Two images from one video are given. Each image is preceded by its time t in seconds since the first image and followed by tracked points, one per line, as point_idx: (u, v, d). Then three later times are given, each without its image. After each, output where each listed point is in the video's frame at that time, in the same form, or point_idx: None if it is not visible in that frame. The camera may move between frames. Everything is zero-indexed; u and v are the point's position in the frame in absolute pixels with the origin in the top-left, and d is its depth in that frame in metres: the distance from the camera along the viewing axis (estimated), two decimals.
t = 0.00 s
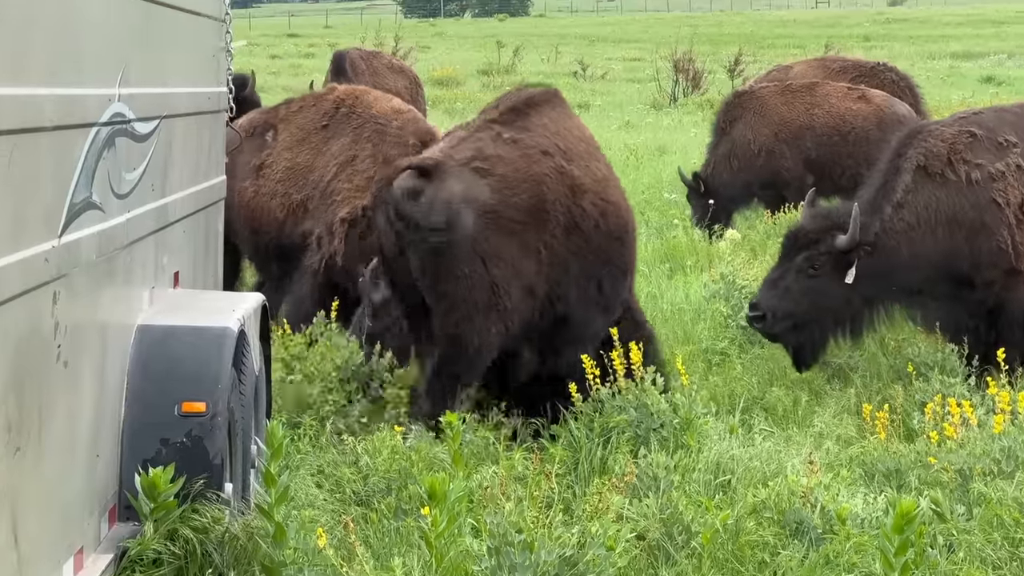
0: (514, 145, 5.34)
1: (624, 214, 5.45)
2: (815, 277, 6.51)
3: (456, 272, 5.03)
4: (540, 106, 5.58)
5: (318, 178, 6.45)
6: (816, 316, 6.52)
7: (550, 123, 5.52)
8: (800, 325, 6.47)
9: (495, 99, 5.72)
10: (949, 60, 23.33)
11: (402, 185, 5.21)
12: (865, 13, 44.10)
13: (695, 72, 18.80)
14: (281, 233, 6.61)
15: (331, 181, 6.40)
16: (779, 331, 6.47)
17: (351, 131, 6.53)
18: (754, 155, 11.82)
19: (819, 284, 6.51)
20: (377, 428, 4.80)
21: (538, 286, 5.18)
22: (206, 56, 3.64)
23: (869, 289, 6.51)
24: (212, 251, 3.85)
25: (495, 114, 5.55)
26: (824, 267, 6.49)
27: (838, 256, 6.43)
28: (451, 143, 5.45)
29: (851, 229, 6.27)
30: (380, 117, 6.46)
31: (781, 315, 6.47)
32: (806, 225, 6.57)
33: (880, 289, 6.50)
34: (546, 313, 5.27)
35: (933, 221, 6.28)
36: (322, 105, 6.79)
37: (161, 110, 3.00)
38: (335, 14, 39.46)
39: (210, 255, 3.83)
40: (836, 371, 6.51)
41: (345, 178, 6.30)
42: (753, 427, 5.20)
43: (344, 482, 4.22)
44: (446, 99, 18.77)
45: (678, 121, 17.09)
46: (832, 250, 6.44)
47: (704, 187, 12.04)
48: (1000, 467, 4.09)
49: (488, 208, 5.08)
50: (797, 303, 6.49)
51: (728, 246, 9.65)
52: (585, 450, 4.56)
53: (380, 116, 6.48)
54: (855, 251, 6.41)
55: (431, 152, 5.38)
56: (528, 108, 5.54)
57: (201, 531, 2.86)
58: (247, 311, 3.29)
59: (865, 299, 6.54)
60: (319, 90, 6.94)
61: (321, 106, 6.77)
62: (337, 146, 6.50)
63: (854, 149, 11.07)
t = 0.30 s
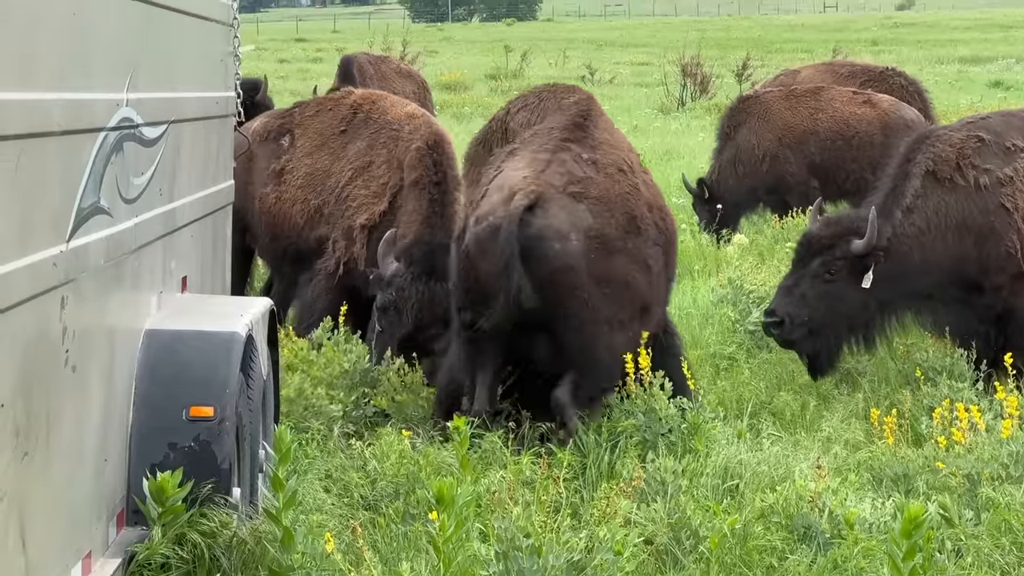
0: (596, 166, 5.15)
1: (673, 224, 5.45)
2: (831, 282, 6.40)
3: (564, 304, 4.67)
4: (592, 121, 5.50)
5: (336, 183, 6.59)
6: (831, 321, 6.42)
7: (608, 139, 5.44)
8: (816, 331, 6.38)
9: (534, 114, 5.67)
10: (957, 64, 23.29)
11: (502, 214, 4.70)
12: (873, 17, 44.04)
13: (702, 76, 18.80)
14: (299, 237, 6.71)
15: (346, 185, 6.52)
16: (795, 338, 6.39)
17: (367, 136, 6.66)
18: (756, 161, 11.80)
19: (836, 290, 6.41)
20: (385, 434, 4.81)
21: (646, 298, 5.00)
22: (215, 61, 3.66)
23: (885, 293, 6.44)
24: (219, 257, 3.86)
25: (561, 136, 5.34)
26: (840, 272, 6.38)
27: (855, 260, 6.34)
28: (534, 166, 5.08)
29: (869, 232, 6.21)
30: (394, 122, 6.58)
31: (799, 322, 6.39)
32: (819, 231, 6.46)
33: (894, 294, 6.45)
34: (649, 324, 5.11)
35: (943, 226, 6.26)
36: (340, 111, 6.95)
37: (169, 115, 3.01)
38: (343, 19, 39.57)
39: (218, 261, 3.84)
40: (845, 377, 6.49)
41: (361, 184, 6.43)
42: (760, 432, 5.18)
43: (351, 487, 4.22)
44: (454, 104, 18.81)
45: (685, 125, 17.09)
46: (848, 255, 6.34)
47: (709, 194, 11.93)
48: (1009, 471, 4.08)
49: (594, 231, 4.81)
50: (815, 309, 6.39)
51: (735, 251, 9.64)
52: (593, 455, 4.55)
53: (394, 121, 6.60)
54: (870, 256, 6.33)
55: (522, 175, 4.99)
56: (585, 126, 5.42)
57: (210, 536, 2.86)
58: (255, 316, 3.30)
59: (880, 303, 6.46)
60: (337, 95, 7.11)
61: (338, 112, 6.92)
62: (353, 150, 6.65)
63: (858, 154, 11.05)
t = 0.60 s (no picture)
0: (667, 172, 5.07)
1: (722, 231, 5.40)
2: (846, 285, 6.38)
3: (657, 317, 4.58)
4: (643, 129, 5.46)
5: (347, 174, 6.57)
6: (845, 324, 6.40)
7: (664, 146, 5.38)
8: (829, 334, 6.36)
9: (572, 117, 5.60)
10: (965, 69, 23.26)
11: (598, 231, 4.54)
12: (881, 23, 44.05)
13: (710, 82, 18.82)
14: (308, 228, 6.66)
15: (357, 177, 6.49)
16: (809, 341, 6.37)
17: (380, 131, 6.66)
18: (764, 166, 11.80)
19: (849, 294, 6.39)
20: (392, 439, 4.82)
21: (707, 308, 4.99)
22: (223, 63, 3.68)
23: (896, 298, 6.41)
24: (227, 261, 3.88)
25: (623, 145, 5.26)
26: (855, 275, 6.37)
27: (870, 265, 6.33)
28: (612, 176, 4.93)
29: (887, 235, 6.17)
30: (409, 118, 6.58)
31: (813, 324, 6.37)
32: (833, 235, 6.45)
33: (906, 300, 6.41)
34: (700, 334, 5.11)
35: (956, 231, 6.24)
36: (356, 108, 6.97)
37: (177, 120, 3.03)
38: (352, 24, 39.67)
39: (227, 265, 3.86)
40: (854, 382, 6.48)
41: (371, 175, 6.42)
42: (768, 436, 5.17)
43: (360, 491, 4.22)
44: (462, 109, 18.84)
45: (693, 130, 17.11)
46: (864, 259, 6.33)
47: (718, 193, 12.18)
48: (1018, 477, 4.07)
49: (679, 241, 4.73)
50: (828, 313, 6.38)
51: (743, 255, 9.63)
52: (602, 460, 4.54)
53: (409, 116, 6.60)
54: (886, 260, 6.32)
55: (605, 188, 4.81)
56: (641, 134, 5.37)
57: (218, 540, 2.87)
58: (263, 321, 3.31)
59: (892, 307, 6.43)
60: (354, 96, 7.13)
61: (356, 110, 6.94)
62: (366, 145, 6.64)
63: (865, 158, 11.00)
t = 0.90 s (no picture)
0: (687, 178, 4.99)
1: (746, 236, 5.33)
2: (857, 293, 6.36)
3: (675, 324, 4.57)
4: (667, 133, 5.41)
5: (338, 182, 6.56)
6: (857, 331, 6.38)
7: (685, 149, 5.33)
8: (841, 341, 6.34)
9: (599, 118, 5.66)
10: (973, 75, 23.24)
11: (616, 242, 4.51)
12: (889, 28, 44.00)
13: (718, 87, 18.82)
14: (306, 235, 6.68)
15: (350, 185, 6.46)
16: (820, 348, 6.33)
17: (373, 137, 6.60)
18: (774, 172, 11.58)
19: (859, 301, 6.37)
20: (401, 445, 4.83)
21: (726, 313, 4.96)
22: (233, 69, 3.70)
23: (909, 304, 6.38)
24: (236, 267, 3.89)
25: (643, 150, 5.21)
26: (867, 283, 6.35)
27: (882, 272, 6.30)
28: (631, 184, 4.87)
29: (898, 241, 6.13)
30: (394, 124, 6.50)
31: (825, 332, 6.34)
32: (845, 242, 6.42)
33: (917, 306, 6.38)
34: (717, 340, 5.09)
35: (968, 237, 6.22)
36: (355, 112, 6.91)
37: (187, 125, 3.04)
38: (361, 30, 39.78)
39: (235, 270, 3.87)
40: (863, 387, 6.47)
41: (356, 183, 6.42)
42: (777, 442, 5.16)
43: (368, 497, 4.22)
44: (470, 115, 18.87)
45: (701, 135, 17.11)
46: (875, 267, 6.30)
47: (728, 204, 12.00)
48: None
49: (700, 250, 4.71)
50: (840, 319, 6.36)
51: (751, 260, 9.62)
52: (610, 466, 4.54)
53: (395, 122, 6.52)
54: (898, 268, 6.26)
55: (622, 196, 4.77)
56: (663, 138, 5.30)
57: (227, 546, 2.87)
58: (273, 327, 3.31)
59: (903, 313, 6.39)
60: (356, 98, 7.09)
61: (355, 114, 6.89)
62: (359, 151, 6.61)
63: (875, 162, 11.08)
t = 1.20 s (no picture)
0: (685, 179, 5.11)
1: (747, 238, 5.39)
2: (862, 292, 6.34)
3: (667, 323, 4.60)
4: (671, 135, 5.47)
5: (319, 188, 6.68)
6: (862, 331, 6.36)
7: (688, 153, 5.41)
8: (844, 340, 6.33)
9: (615, 122, 5.63)
10: (982, 81, 23.20)
11: (608, 238, 4.57)
12: (897, 34, 43.96)
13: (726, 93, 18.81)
14: (286, 243, 6.78)
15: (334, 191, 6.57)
16: (822, 347, 6.33)
17: (354, 142, 6.69)
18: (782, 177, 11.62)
19: (864, 301, 6.34)
20: (409, 451, 4.83)
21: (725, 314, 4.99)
22: (241, 75, 3.71)
23: (914, 307, 6.35)
24: (244, 274, 3.89)
25: (643, 151, 5.29)
26: (871, 282, 6.33)
27: (886, 272, 6.29)
28: (627, 184, 4.98)
29: (901, 244, 6.11)
30: (376, 130, 6.63)
31: (826, 330, 6.33)
32: (853, 243, 6.43)
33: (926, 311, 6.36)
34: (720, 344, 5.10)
35: (977, 242, 6.21)
36: (335, 118, 7.01)
37: (195, 131, 3.05)
38: (369, 36, 39.89)
39: (244, 277, 3.88)
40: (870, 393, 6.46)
41: (340, 191, 6.56)
42: (785, 448, 5.15)
43: (377, 503, 4.23)
44: (479, 121, 18.89)
45: (709, 141, 17.10)
46: (880, 267, 6.29)
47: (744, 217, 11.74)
48: None
49: (693, 249, 4.77)
50: (842, 318, 6.34)
51: (759, 266, 9.61)
52: (618, 473, 4.53)
53: (377, 129, 6.64)
54: (902, 269, 6.27)
55: (617, 195, 4.86)
56: (666, 141, 5.38)
57: (235, 553, 2.88)
58: (281, 333, 3.32)
59: (911, 317, 6.37)
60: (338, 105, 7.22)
61: (334, 120, 6.99)
62: (339, 157, 6.70)
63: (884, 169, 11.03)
